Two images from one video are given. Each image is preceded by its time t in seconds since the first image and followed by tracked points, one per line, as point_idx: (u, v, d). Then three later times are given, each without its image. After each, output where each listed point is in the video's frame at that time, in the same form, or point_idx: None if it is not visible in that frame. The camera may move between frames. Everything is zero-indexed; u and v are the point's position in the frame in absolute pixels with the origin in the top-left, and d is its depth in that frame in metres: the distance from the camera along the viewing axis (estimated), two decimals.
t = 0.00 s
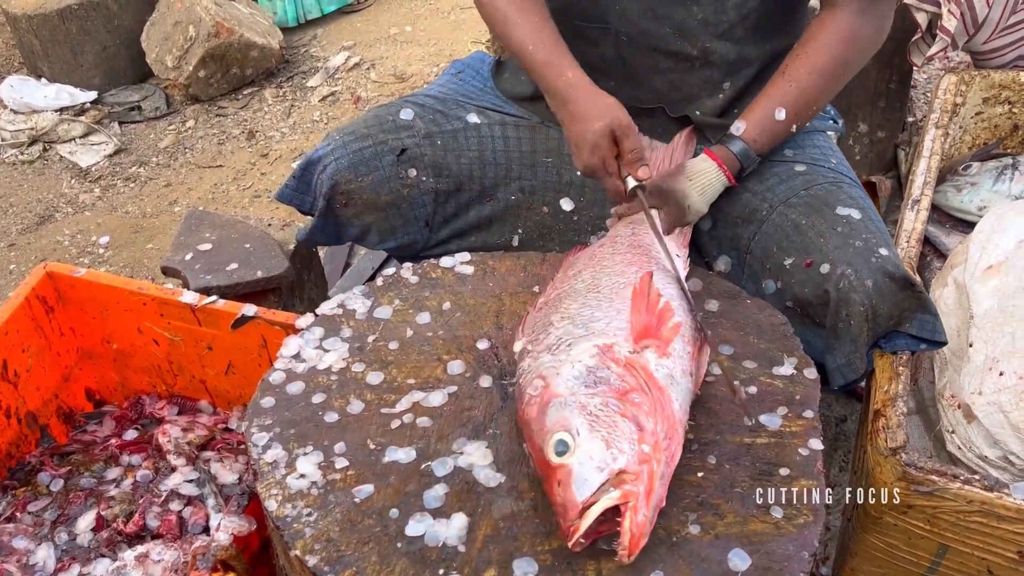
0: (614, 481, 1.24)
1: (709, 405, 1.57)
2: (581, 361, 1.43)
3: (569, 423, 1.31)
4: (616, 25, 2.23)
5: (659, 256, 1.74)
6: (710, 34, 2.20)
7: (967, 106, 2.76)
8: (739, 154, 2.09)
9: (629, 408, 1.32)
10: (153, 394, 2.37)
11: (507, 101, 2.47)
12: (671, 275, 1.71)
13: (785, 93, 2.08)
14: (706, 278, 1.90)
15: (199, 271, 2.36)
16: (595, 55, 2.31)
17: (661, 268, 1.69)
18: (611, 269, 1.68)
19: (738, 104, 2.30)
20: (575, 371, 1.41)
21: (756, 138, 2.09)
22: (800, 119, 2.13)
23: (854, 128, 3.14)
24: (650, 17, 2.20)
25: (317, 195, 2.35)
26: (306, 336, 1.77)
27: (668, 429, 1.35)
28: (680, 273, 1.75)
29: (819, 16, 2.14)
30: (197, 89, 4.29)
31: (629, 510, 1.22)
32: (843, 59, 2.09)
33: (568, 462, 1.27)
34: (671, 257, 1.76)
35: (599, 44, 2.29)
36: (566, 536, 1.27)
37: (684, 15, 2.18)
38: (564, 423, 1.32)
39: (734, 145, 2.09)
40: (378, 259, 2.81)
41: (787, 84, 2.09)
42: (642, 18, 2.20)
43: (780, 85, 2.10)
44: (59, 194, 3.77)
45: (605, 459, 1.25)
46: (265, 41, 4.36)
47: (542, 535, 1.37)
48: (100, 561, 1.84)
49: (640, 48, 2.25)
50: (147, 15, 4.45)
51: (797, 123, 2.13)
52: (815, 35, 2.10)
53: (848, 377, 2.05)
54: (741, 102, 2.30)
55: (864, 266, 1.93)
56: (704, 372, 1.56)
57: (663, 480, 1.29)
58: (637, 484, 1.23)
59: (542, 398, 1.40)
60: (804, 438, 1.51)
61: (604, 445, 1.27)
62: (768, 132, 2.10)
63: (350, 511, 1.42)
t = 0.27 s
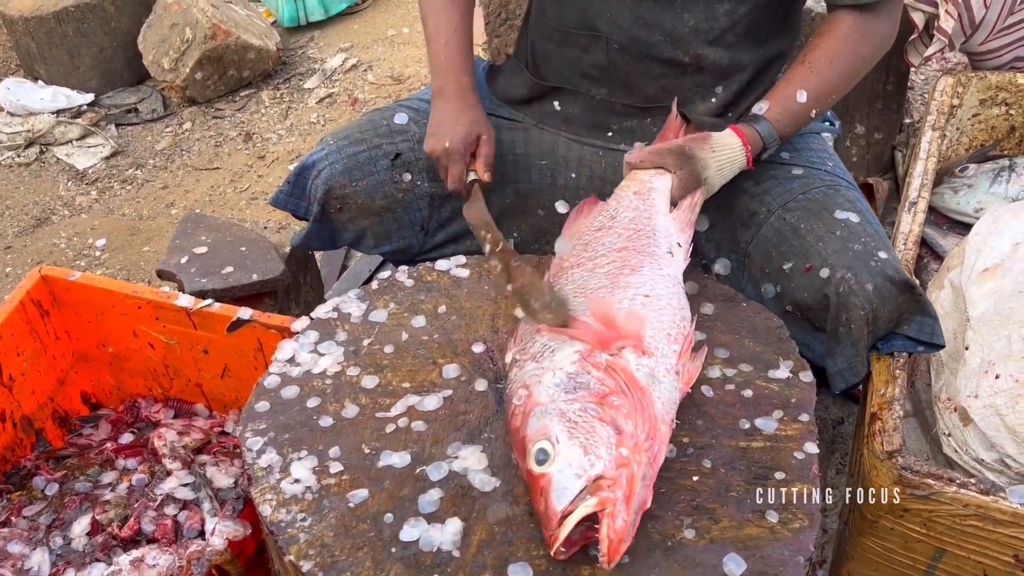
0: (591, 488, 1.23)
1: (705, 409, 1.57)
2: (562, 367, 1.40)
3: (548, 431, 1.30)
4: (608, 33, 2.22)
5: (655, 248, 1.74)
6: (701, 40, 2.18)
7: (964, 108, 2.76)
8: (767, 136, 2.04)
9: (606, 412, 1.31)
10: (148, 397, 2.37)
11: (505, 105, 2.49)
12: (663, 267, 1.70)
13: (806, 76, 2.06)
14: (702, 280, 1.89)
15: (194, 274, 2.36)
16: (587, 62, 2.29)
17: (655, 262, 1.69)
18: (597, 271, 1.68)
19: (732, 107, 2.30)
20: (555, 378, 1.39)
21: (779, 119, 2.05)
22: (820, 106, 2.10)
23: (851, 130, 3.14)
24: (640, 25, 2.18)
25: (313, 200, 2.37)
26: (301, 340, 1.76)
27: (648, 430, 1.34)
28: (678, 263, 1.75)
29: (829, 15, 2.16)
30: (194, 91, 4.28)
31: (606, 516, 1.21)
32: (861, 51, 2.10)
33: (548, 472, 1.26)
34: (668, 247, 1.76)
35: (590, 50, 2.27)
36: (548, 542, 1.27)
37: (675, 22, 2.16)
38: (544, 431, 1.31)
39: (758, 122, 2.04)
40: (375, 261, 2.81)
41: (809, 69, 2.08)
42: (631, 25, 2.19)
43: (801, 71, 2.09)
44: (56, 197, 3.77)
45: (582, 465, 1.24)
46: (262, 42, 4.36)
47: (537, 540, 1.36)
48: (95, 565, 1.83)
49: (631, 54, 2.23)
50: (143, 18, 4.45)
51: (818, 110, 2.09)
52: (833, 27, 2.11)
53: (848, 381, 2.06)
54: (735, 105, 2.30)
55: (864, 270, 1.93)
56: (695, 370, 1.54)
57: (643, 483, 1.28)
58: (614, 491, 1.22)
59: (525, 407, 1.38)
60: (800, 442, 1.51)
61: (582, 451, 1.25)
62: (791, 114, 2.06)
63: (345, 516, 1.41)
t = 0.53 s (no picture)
0: (597, 476, 1.22)
1: (702, 410, 1.56)
2: (557, 362, 1.40)
3: (549, 425, 1.29)
4: (593, 35, 2.25)
5: (629, 232, 1.72)
6: (684, 40, 2.20)
7: (962, 108, 2.76)
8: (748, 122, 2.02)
9: (604, 401, 1.30)
10: (146, 399, 2.36)
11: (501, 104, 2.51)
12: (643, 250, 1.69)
13: (794, 65, 2.03)
14: (699, 281, 1.89)
15: (191, 275, 2.35)
16: (575, 63, 2.31)
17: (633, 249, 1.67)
18: (582, 264, 1.67)
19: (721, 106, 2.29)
20: (551, 372, 1.38)
21: (761, 105, 2.03)
22: (806, 96, 2.07)
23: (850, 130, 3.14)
24: (624, 27, 2.21)
25: (305, 195, 2.36)
26: (298, 341, 1.76)
27: (648, 415, 1.33)
28: (654, 242, 1.74)
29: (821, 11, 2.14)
30: (192, 92, 4.27)
31: (615, 503, 1.20)
32: (852, 45, 2.07)
33: (553, 464, 1.25)
34: (643, 227, 1.75)
35: (578, 52, 2.30)
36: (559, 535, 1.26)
37: (659, 24, 2.18)
38: (544, 425, 1.30)
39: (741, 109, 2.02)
40: (372, 262, 2.80)
41: (798, 58, 2.05)
42: (614, 28, 2.21)
43: (791, 60, 2.06)
44: (53, 198, 3.76)
45: (585, 455, 1.23)
46: (260, 43, 4.35)
47: (534, 543, 1.36)
48: (92, 567, 1.83)
49: (616, 56, 2.25)
50: (141, 19, 4.45)
51: (803, 100, 2.07)
52: (827, 20, 2.08)
53: (834, 383, 2.06)
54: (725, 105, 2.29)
55: (850, 271, 1.93)
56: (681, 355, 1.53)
57: (649, 468, 1.27)
58: (620, 477, 1.21)
59: (523, 403, 1.38)
60: (797, 443, 1.51)
61: (584, 441, 1.25)
62: (774, 101, 2.04)
63: (341, 519, 1.41)
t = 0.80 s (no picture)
0: (588, 486, 1.22)
1: (700, 412, 1.56)
2: (553, 368, 1.40)
3: (542, 433, 1.29)
4: (595, 43, 2.23)
5: (644, 258, 1.73)
6: (689, 48, 2.18)
7: (960, 108, 2.76)
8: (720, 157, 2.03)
9: (597, 411, 1.30)
10: (144, 400, 2.36)
11: (500, 106, 2.50)
12: (655, 274, 1.69)
13: (760, 99, 2.05)
14: (698, 283, 1.89)
15: (189, 277, 2.35)
16: (577, 70, 2.30)
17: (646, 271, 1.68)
18: (585, 273, 1.67)
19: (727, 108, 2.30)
20: (546, 380, 1.38)
21: (734, 143, 2.06)
22: (772, 125, 2.11)
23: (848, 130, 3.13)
24: (628, 34, 2.18)
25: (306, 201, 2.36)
26: (296, 343, 1.75)
27: (641, 427, 1.32)
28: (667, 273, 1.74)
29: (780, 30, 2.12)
30: (190, 93, 4.27)
31: (604, 515, 1.20)
32: (812, 68, 2.07)
33: (545, 474, 1.25)
34: (656, 258, 1.75)
35: (580, 59, 2.28)
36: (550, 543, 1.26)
37: (663, 31, 2.16)
38: (537, 433, 1.30)
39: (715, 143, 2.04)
40: (371, 264, 2.80)
41: (762, 89, 2.06)
42: (619, 36, 2.19)
43: (755, 92, 2.06)
44: (51, 200, 3.75)
45: (577, 465, 1.23)
46: (258, 44, 4.35)
47: (532, 545, 1.36)
48: (89, 570, 1.83)
49: (619, 64, 2.24)
50: (138, 20, 4.45)
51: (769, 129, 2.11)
52: (783, 43, 2.08)
53: (842, 382, 2.04)
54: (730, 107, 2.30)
55: (859, 271, 1.92)
56: (682, 368, 1.53)
57: (639, 480, 1.27)
58: (611, 488, 1.21)
59: (517, 409, 1.38)
60: (795, 445, 1.50)
61: (577, 451, 1.24)
62: (744, 137, 2.07)
63: (339, 521, 1.41)
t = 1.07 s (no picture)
0: (526, 405, 1.33)
1: (700, 412, 1.56)
2: (583, 311, 1.51)
3: (532, 353, 1.41)
4: (600, 54, 2.20)
5: (756, 247, 1.75)
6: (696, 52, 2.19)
7: (959, 107, 2.76)
8: (837, 115, 2.07)
9: (581, 351, 1.38)
10: (142, 401, 2.35)
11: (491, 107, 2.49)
12: (753, 270, 1.70)
13: (861, 49, 2.15)
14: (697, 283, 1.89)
15: (187, 278, 2.35)
16: (582, 80, 2.28)
17: (748, 256, 1.71)
18: (692, 254, 1.72)
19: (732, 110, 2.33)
20: (571, 317, 1.48)
21: (845, 95, 2.12)
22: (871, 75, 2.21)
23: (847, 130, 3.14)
24: (633, 42, 2.17)
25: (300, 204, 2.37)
26: (294, 344, 1.75)
27: (613, 386, 1.38)
28: (776, 268, 1.75)
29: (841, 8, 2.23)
30: (188, 93, 4.26)
31: (521, 432, 1.31)
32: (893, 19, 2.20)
33: (511, 380, 1.39)
34: (770, 251, 1.77)
35: (585, 69, 2.26)
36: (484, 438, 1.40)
37: (669, 37, 2.16)
38: (530, 353, 1.42)
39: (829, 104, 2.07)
40: (369, 264, 2.79)
41: (857, 40, 2.17)
42: (624, 44, 2.17)
43: (851, 44, 2.17)
44: (49, 200, 3.75)
45: (532, 386, 1.34)
46: (256, 44, 4.35)
47: (531, 545, 1.36)
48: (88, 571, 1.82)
49: (624, 71, 2.23)
50: (136, 20, 4.45)
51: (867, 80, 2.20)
52: None
53: (835, 383, 2.04)
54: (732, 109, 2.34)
55: (852, 271, 1.93)
56: (712, 366, 1.52)
57: (578, 426, 1.34)
58: (539, 412, 1.31)
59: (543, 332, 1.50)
60: (795, 444, 1.50)
61: (541, 374, 1.36)
62: (853, 88, 2.15)
63: (339, 522, 1.40)
